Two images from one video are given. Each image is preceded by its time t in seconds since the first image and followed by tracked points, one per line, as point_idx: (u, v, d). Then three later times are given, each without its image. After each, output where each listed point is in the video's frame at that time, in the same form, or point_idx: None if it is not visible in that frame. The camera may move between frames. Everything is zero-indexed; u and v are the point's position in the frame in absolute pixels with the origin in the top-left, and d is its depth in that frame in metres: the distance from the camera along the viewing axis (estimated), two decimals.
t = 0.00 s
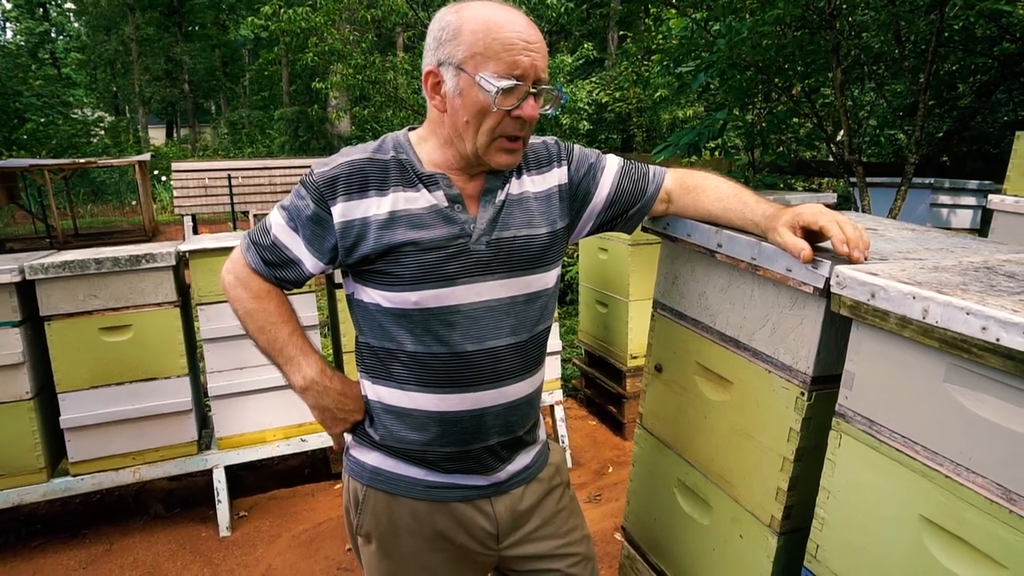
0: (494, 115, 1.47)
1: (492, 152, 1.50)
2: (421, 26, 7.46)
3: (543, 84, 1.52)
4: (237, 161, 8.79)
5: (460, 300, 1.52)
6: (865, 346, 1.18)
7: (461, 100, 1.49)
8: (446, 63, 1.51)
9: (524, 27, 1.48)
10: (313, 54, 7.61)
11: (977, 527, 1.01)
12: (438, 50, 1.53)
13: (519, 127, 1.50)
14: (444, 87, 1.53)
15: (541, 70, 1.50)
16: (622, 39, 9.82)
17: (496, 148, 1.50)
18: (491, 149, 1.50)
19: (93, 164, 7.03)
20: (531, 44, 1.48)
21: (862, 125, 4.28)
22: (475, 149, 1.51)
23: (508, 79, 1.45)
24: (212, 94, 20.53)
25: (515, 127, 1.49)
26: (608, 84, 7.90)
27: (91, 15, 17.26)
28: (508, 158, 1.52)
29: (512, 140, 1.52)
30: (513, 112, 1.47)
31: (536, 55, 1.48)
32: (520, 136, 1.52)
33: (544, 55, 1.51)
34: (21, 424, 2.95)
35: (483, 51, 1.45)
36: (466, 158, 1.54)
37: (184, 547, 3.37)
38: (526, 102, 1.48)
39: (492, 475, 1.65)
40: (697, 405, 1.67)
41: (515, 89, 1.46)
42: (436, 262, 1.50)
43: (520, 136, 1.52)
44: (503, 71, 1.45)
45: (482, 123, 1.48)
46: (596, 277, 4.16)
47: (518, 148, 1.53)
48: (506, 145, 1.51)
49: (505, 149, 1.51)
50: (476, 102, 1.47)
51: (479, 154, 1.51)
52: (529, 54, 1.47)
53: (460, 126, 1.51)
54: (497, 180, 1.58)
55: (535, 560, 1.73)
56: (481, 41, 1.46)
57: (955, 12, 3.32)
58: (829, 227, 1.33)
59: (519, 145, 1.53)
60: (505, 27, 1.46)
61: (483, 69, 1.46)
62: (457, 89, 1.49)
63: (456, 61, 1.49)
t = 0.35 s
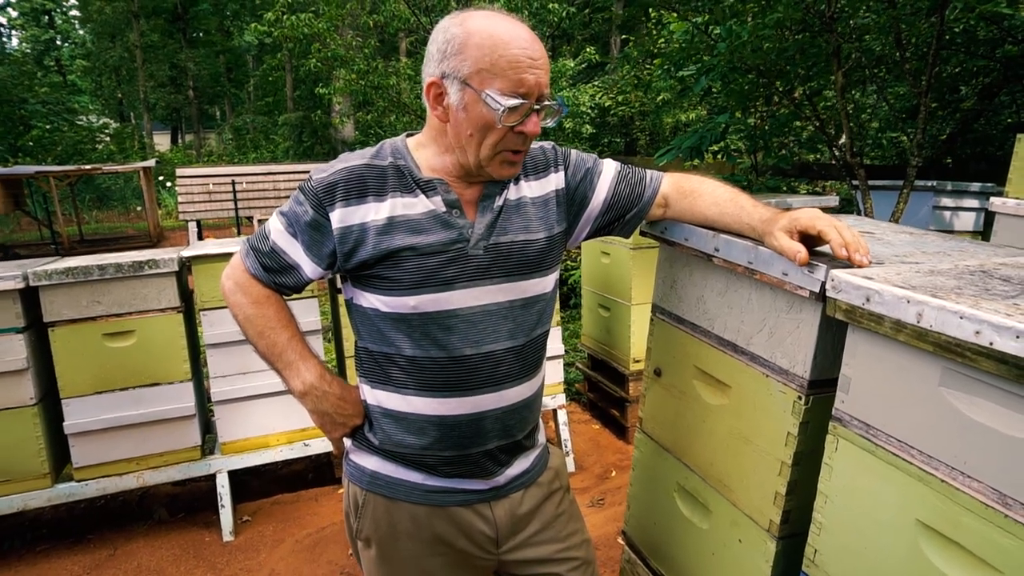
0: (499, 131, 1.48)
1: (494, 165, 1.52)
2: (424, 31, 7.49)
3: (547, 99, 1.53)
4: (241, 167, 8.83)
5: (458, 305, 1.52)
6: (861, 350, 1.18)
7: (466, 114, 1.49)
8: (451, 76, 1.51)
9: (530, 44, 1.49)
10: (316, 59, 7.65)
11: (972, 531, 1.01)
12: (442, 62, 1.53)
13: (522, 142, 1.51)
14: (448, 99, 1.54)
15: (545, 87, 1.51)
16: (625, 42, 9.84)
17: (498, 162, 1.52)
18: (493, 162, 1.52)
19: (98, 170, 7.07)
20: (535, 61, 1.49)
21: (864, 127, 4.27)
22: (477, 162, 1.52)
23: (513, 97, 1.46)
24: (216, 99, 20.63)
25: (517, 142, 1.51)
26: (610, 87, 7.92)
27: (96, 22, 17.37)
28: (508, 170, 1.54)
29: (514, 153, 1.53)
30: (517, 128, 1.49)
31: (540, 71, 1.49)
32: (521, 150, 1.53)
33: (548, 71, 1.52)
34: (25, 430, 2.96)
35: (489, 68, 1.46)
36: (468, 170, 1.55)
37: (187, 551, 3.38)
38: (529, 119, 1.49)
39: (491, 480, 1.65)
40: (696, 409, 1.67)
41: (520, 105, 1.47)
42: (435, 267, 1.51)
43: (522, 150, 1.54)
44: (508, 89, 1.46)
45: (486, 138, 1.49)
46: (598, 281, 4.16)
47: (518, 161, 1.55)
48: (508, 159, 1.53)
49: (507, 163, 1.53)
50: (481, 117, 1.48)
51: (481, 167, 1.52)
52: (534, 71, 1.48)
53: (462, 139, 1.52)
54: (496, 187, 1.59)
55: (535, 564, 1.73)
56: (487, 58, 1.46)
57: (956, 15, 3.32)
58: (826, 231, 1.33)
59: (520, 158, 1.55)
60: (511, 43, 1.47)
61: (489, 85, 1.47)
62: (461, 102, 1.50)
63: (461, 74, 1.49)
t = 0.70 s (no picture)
0: (502, 130, 1.49)
1: (497, 166, 1.53)
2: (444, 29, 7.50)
3: (551, 101, 1.53)
4: (261, 160, 8.93)
5: (458, 304, 1.54)
6: (855, 358, 1.18)
7: (469, 114, 1.51)
8: (456, 76, 1.52)
9: (536, 46, 1.50)
10: (337, 56, 7.70)
11: (959, 543, 1.00)
12: (448, 62, 1.55)
13: (525, 142, 1.52)
14: (452, 99, 1.55)
15: (549, 88, 1.52)
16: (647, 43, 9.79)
17: (501, 162, 1.53)
18: (496, 162, 1.53)
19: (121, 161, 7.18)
20: (540, 62, 1.50)
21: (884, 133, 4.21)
22: (480, 162, 1.53)
23: (517, 97, 1.47)
24: (239, 94, 20.85)
25: (520, 142, 1.52)
26: (630, 89, 7.89)
27: (123, 15, 17.62)
28: (511, 171, 1.55)
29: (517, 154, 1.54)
30: (520, 128, 1.49)
31: (545, 73, 1.50)
32: (524, 151, 1.54)
33: (553, 72, 1.53)
34: (40, 415, 3.03)
35: (494, 68, 1.47)
36: (471, 170, 1.56)
37: (194, 539, 3.43)
38: (533, 120, 1.50)
39: (487, 477, 1.67)
40: (694, 413, 1.67)
41: (524, 106, 1.48)
42: (436, 266, 1.52)
43: (525, 150, 1.54)
44: (513, 90, 1.47)
45: (489, 138, 1.50)
46: (609, 283, 4.16)
47: (521, 162, 1.56)
48: (511, 159, 1.54)
49: (510, 163, 1.54)
50: (484, 116, 1.49)
51: (484, 167, 1.53)
52: (539, 72, 1.49)
53: (465, 138, 1.53)
54: (499, 188, 1.60)
55: (529, 563, 1.75)
56: (492, 58, 1.47)
57: (980, 21, 3.26)
58: (825, 238, 1.33)
59: (523, 158, 1.56)
60: (516, 44, 1.48)
61: (493, 85, 1.48)
62: (465, 102, 1.51)
63: (466, 74, 1.50)
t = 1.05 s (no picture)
0: (496, 114, 1.52)
1: (495, 153, 1.54)
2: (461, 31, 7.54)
3: (546, 85, 1.56)
4: (280, 160, 9.04)
5: (462, 304, 1.56)
6: (850, 360, 1.18)
7: (465, 100, 1.54)
8: (452, 66, 1.57)
9: (529, 33, 1.55)
10: (355, 57, 7.77)
11: (950, 544, 1.01)
12: (446, 55, 1.60)
13: (521, 127, 1.54)
14: (450, 90, 1.59)
15: (544, 74, 1.55)
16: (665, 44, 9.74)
17: (498, 149, 1.54)
18: (494, 150, 1.54)
19: (144, 161, 7.31)
20: (533, 47, 1.53)
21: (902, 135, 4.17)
22: (477, 149, 1.55)
23: (510, 80, 1.50)
24: (260, 95, 21.10)
25: (516, 127, 1.53)
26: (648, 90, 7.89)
27: (147, 17, 17.90)
28: (511, 159, 1.55)
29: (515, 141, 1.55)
30: (514, 111, 1.52)
31: (538, 57, 1.53)
32: (522, 138, 1.55)
33: (548, 60, 1.57)
34: (59, 408, 3.11)
35: (486, 53, 1.51)
36: (469, 160, 1.57)
37: (207, 532, 3.49)
38: (528, 102, 1.52)
39: (488, 474, 1.69)
40: (695, 413, 1.68)
41: (517, 88, 1.51)
42: (441, 266, 1.55)
43: (523, 137, 1.56)
44: (505, 72, 1.50)
45: (484, 123, 1.53)
46: (621, 284, 4.16)
47: (520, 151, 1.56)
48: (509, 146, 1.55)
49: (508, 150, 1.54)
50: (479, 101, 1.52)
51: (481, 154, 1.55)
52: (531, 56, 1.52)
53: (462, 126, 1.56)
54: (502, 188, 1.63)
55: (530, 560, 1.77)
56: (484, 43, 1.52)
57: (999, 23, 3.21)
58: (822, 241, 1.34)
59: (522, 147, 1.56)
60: (507, 30, 1.52)
61: (486, 69, 1.51)
62: (461, 89, 1.55)
63: (461, 63, 1.55)
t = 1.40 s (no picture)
0: (482, 108, 1.58)
1: (481, 146, 1.58)
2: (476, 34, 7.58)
3: (536, 85, 1.61)
4: (297, 164, 9.16)
5: (469, 305, 1.59)
6: (851, 361, 1.19)
7: (458, 95, 1.63)
8: (450, 65, 1.67)
9: (523, 34, 1.62)
10: (372, 61, 7.86)
11: (948, 545, 1.02)
12: (448, 56, 1.71)
13: (507, 121, 1.58)
14: (449, 87, 1.69)
15: (534, 71, 1.60)
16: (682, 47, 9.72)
17: (484, 144, 1.58)
18: (480, 143, 1.58)
19: (164, 165, 7.45)
20: (525, 47, 1.60)
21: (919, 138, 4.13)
22: (467, 142, 1.60)
23: (495, 76, 1.58)
24: (278, 99, 21.34)
25: (502, 121, 1.58)
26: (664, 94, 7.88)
27: (168, 23, 18.18)
28: (498, 154, 1.58)
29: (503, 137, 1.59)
30: (500, 106, 1.58)
31: (528, 56, 1.60)
32: (510, 134, 1.59)
33: (541, 61, 1.63)
34: (80, 407, 3.18)
35: (476, 51, 1.61)
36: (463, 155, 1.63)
37: (222, 530, 3.55)
38: (512, 97, 1.58)
39: (494, 474, 1.71)
40: (700, 415, 1.69)
41: (503, 84, 1.58)
42: (449, 268, 1.58)
43: (510, 133, 1.59)
44: (491, 67, 1.58)
45: (472, 117, 1.59)
46: (633, 287, 4.16)
47: (509, 147, 1.59)
48: (496, 141, 1.58)
49: (494, 144, 1.58)
50: (467, 96, 1.60)
51: (470, 149, 1.60)
52: (520, 55, 1.59)
53: (456, 121, 1.63)
54: (507, 190, 1.66)
55: (535, 559, 1.79)
56: (477, 41, 1.61)
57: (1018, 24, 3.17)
58: (823, 244, 1.36)
59: (511, 143, 1.59)
60: (501, 30, 1.61)
61: (476, 65, 1.60)
62: (455, 86, 1.64)
63: (458, 62, 1.65)
